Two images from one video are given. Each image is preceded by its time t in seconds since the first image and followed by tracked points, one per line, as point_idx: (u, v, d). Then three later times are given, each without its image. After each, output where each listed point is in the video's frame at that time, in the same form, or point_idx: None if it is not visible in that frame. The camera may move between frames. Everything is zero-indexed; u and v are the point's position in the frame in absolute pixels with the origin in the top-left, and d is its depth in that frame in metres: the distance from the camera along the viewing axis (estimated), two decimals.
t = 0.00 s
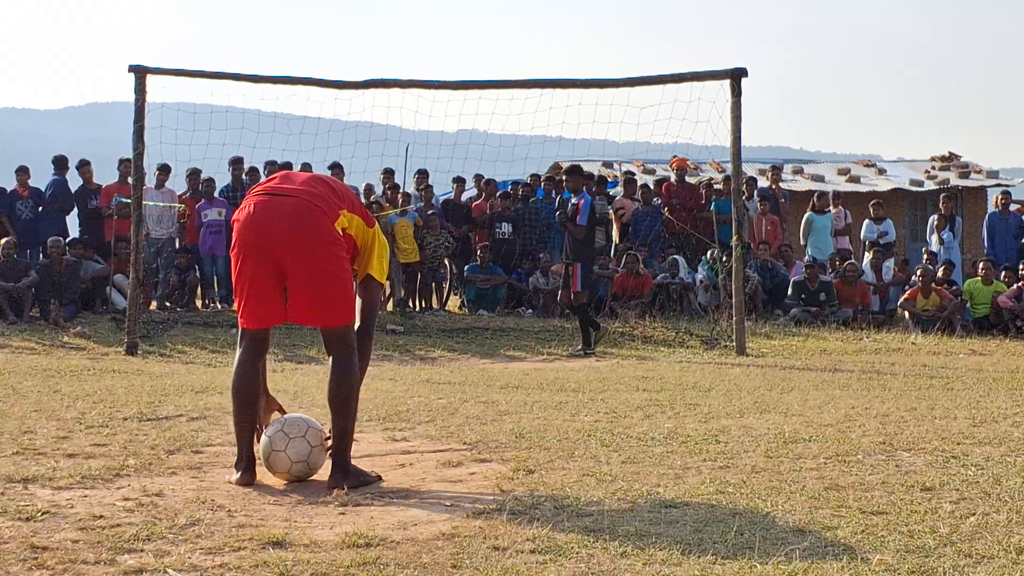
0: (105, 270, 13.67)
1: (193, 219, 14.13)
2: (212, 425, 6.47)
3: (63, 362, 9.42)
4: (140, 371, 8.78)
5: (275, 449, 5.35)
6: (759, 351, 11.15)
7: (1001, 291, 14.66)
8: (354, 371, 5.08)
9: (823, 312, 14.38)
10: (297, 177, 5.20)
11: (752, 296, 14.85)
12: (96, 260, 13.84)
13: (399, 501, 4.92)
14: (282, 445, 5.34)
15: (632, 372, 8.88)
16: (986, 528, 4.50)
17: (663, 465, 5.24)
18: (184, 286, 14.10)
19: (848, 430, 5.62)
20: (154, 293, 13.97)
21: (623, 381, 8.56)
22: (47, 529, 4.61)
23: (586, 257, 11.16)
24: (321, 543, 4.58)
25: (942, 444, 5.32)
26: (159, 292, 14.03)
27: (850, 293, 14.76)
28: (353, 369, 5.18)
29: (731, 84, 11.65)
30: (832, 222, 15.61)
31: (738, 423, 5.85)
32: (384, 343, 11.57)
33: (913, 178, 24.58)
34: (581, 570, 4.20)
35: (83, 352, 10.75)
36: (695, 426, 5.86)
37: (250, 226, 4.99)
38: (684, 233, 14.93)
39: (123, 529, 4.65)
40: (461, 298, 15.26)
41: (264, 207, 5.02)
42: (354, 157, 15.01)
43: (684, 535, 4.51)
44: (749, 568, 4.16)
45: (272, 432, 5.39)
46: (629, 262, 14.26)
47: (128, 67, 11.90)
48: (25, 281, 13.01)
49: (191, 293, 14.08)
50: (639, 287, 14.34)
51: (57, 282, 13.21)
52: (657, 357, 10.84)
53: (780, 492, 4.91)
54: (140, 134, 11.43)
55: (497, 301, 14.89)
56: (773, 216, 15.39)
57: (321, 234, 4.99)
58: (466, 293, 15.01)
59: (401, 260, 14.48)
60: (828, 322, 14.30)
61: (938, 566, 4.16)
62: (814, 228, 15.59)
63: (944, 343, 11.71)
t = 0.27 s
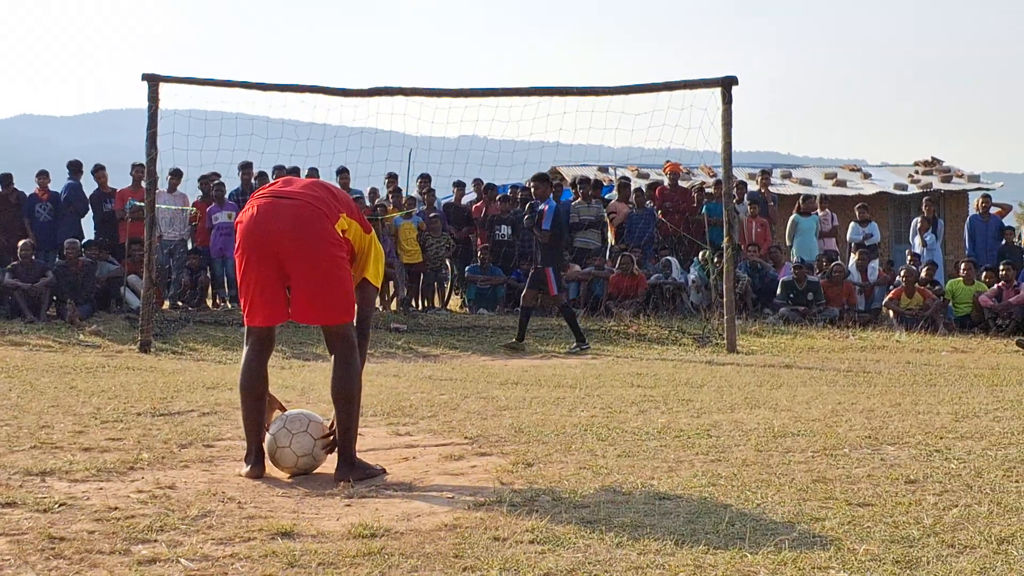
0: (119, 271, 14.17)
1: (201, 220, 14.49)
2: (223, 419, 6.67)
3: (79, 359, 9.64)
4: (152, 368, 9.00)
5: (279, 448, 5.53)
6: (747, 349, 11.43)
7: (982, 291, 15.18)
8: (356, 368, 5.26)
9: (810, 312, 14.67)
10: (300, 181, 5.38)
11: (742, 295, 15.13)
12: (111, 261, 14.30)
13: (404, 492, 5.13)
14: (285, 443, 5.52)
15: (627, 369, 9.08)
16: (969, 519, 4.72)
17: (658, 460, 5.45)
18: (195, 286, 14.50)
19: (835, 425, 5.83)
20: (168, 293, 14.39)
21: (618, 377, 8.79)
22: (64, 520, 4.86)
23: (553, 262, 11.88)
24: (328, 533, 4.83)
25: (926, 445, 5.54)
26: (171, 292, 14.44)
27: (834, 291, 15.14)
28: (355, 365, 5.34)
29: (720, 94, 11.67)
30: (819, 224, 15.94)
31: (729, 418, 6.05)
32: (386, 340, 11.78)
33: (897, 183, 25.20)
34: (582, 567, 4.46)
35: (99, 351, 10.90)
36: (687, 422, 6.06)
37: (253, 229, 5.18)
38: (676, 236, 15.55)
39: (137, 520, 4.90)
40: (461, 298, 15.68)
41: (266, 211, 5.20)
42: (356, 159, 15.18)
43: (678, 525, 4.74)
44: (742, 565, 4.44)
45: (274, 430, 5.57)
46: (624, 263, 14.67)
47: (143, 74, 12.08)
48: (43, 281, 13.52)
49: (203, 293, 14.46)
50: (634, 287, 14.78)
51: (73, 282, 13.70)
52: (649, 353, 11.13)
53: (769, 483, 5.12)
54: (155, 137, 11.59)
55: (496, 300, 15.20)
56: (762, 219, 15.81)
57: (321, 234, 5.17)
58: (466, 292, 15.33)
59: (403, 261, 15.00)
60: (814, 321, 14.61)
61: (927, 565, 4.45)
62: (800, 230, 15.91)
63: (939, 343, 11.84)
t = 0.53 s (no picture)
0: (153, 272, 16.55)
1: (231, 226, 16.33)
2: (247, 403, 7.23)
3: (115, 351, 10.29)
4: (182, 358, 9.63)
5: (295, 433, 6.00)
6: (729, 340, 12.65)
7: (941, 291, 17.57)
8: (371, 360, 5.76)
9: (786, 308, 16.92)
10: (318, 191, 5.86)
11: (723, 295, 17.36)
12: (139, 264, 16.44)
13: (414, 473, 5.68)
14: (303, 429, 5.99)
15: (619, 361, 9.85)
16: (930, 499, 5.30)
17: (646, 445, 5.98)
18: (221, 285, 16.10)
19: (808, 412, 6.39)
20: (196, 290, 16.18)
21: (610, 369, 9.42)
22: (103, 499, 5.43)
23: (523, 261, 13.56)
24: (344, 511, 5.39)
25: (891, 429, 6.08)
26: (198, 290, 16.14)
27: (806, 290, 17.54)
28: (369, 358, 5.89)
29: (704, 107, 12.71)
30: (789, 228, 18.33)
31: (711, 405, 6.60)
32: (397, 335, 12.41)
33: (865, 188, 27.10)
34: (577, 543, 5.07)
35: (136, 342, 11.49)
36: (673, 410, 6.60)
37: (276, 233, 5.66)
38: (662, 239, 18.13)
39: (170, 499, 5.46)
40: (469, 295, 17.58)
41: (289, 217, 5.68)
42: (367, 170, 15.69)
43: (665, 504, 5.32)
44: (727, 539, 5.11)
45: (293, 417, 6.04)
46: (615, 265, 17.19)
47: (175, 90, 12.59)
48: (83, 281, 15.74)
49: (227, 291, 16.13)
50: (622, 286, 17.28)
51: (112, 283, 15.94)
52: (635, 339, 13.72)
53: (748, 467, 5.69)
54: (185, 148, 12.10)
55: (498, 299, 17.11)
56: (740, 223, 18.26)
57: (339, 239, 5.66)
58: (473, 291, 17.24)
59: (413, 264, 16.80)
60: (788, 316, 16.85)
61: (893, 540, 5.06)
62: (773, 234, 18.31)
63: (918, 346, 12.57)
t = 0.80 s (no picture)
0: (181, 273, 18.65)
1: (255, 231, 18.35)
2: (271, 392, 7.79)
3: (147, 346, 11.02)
4: (210, 351, 10.31)
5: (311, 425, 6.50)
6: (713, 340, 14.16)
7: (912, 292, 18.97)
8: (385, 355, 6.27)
9: (767, 308, 18.61)
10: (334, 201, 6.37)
11: (709, 295, 19.33)
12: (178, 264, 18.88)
13: (423, 459, 6.19)
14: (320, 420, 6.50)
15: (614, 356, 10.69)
16: (904, 484, 5.85)
17: (638, 434, 6.53)
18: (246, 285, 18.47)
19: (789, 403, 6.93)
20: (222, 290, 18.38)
21: (609, 364, 10.11)
22: (138, 483, 5.94)
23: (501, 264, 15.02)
24: (359, 494, 5.90)
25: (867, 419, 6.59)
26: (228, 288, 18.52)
27: (787, 291, 19.03)
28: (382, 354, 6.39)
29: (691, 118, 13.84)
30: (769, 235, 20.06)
31: (698, 398, 7.17)
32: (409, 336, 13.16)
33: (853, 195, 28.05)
34: (574, 524, 5.54)
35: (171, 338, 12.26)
36: (663, 400, 7.17)
37: (298, 236, 6.15)
38: (653, 244, 20.03)
39: (199, 482, 5.96)
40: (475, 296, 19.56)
41: (310, 221, 6.17)
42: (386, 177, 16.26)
43: (657, 489, 5.84)
44: (714, 521, 5.55)
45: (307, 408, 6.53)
46: (609, 268, 18.99)
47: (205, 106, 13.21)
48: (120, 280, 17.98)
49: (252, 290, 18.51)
50: (615, 286, 19.04)
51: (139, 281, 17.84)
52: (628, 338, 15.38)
53: (733, 455, 6.21)
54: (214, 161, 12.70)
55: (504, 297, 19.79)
56: (727, 229, 20.17)
57: (356, 243, 6.16)
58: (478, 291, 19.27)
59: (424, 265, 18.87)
60: (769, 314, 18.55)
61: (868, 522, 5.52)
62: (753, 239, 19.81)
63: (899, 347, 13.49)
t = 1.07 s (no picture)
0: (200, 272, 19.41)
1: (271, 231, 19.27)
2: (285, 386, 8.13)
3: (167, 342, 11.51)
4: (229, 347, 10.78)
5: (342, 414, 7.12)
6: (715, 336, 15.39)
7: (904, 291, 19.89)
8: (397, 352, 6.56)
9: (764, 307, 19.64)
10: (349, 201, 6.63)
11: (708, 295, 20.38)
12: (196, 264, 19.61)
13: (432, 451, 6.47)
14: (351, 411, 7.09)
15: (615, 353, 11.28)
16: (897, 477, 6.11)
17: (639, 428, 6.84)
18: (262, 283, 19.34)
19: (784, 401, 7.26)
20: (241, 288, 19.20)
21: (609, 362, 10.58)
22: (159, 474, 6.20)
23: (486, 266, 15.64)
24: (372, 484, 6.15)
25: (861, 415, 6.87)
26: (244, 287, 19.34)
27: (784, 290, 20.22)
28: (395, 347, 6.69)
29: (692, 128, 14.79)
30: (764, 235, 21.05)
31: (698, 394, 7.51)
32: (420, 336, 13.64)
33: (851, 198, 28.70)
34: (579, 514, 5.76)
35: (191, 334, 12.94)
36: (662, 398, 7.53)
37: (314, 236, 6.42)
38: (654, 245, 20.84)
39: (218, 472, 6.23)
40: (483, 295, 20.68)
41: (326, 222, 6.44)
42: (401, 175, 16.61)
43: (658, 481, 6.09)
44: (713, 512, 5.77)
45: (340, 400, 7.14)
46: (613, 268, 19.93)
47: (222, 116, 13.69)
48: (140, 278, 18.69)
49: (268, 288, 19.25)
50: (619, 286, 20.07)
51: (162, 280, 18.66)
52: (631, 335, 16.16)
53: (732, 448, 6.48)
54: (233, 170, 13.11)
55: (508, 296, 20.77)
56: (725, 232, 21.22)
57: (370, 243, 6.43)
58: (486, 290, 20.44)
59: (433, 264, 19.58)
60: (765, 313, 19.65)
61: (862, 513, 5.75)
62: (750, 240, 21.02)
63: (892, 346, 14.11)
